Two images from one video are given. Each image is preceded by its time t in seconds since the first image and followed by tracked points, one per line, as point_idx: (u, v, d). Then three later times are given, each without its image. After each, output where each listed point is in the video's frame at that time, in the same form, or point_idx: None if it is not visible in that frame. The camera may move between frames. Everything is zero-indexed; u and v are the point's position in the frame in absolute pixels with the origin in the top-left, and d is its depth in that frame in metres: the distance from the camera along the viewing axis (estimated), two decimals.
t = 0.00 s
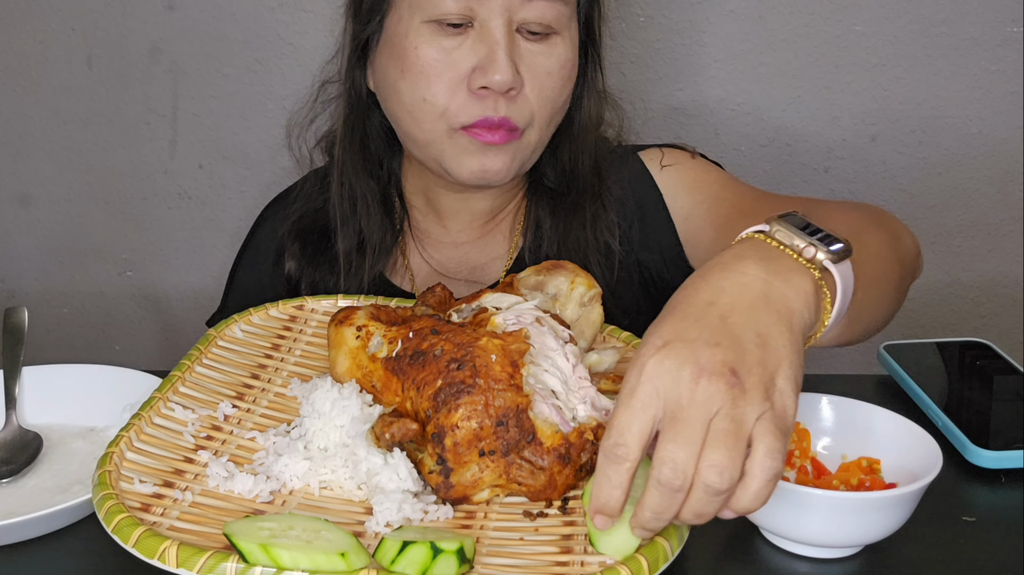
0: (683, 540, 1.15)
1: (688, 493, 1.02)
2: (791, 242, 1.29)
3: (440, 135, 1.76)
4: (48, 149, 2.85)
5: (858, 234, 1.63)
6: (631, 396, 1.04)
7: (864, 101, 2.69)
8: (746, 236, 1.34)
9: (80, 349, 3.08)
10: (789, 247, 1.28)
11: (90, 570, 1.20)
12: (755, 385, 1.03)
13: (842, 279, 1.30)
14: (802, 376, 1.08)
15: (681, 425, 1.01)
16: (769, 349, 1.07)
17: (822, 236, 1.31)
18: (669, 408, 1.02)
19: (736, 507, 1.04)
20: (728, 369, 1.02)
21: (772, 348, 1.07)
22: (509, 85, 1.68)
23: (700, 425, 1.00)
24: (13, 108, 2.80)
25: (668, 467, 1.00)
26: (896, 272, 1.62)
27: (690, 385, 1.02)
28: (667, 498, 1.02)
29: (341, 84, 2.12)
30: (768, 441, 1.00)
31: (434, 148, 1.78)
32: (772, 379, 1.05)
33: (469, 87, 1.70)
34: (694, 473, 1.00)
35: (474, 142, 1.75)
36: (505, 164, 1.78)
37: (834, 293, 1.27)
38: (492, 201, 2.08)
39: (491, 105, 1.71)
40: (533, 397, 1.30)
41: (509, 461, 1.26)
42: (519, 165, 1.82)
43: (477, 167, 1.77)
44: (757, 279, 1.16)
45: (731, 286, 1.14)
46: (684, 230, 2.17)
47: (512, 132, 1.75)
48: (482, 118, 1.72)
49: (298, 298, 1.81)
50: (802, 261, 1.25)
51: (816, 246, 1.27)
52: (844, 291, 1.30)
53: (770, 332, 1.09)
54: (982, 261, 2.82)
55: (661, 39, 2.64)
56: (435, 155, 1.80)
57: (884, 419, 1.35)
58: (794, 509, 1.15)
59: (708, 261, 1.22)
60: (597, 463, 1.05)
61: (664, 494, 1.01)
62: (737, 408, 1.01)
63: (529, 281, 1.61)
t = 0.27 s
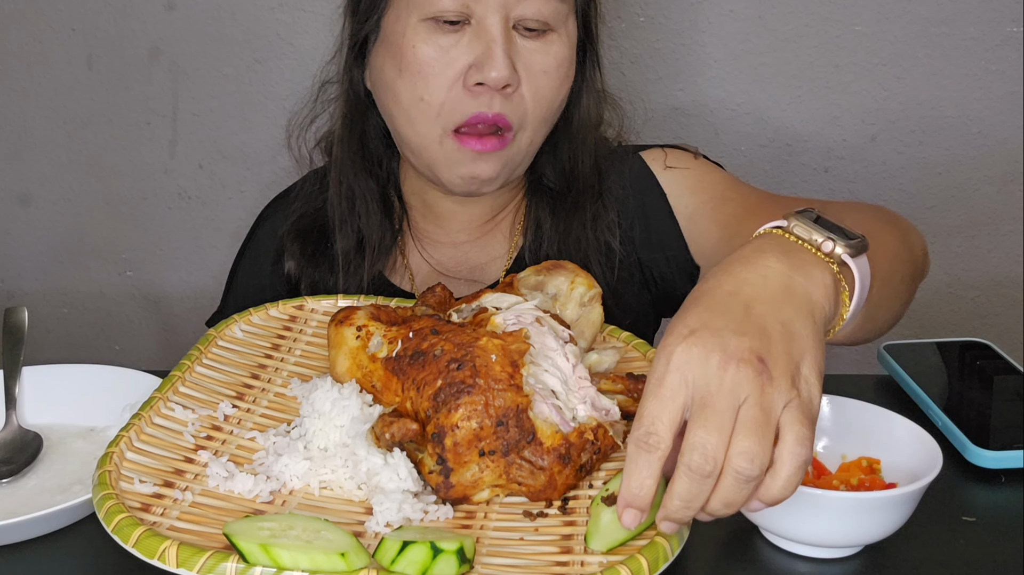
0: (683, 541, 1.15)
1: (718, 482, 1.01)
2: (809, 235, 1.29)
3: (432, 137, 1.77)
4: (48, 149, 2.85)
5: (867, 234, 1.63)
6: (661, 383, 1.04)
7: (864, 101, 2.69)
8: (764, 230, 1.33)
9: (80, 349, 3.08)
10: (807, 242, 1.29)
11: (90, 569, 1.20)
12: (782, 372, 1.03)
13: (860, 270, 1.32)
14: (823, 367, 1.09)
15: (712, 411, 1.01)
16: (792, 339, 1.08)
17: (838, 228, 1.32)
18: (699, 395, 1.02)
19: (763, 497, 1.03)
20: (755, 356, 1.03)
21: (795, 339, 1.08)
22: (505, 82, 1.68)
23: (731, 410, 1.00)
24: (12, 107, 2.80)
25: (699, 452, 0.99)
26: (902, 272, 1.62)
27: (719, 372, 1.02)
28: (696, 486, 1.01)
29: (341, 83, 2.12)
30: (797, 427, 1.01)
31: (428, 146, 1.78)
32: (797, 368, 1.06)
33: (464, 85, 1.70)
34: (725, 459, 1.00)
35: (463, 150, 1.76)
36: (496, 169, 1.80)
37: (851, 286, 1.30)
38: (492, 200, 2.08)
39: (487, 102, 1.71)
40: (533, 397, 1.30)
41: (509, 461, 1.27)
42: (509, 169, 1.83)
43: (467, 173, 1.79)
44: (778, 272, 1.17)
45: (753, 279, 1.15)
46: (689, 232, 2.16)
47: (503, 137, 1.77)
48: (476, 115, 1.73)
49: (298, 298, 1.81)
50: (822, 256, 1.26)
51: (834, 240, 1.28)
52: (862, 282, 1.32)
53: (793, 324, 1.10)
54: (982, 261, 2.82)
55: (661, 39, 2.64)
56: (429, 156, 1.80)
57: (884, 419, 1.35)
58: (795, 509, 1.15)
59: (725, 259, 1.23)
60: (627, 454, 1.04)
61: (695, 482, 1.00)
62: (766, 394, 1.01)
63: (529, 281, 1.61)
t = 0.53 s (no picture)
0: (683, 541, 1.15)
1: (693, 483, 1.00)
2: (771, 242, 1.27)
3: (430, 130, 1.75)
4: (48, 149, 2.85)
5: (861, 231, 1.63)
6: (630, 392, 1.05)
7: (864, 101, 2.69)
8: (731, 238, 1.32)
9: (80, 350, 3.08)
10: (769, 249, 1.26)
11: (90, 570, 1.20)
12: (748, 369, 1.03)
13: (827, 275, 1.28)
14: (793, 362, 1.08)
15: (680, 414, 1.01)
16: (759, 337, 1.07)
17: (801, 234, 1.30)
18: (667, 399, 1.02)
19: (741, 494, 1.02)
20: (719, 356, 1.03)
21: (762, 338, 1.07)
22: (502, 78, 1.68)
23: (697, 412, 1.00)
24: (12, 108, 2.80)
25: (669, 455, 0.99)
26: (899, 273, 1.62)
27: (684, 374, 1.02)
28: (671, 489, 1.01)
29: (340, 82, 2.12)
30: (765, 421, 1.00)
31: (426, 141, 1.78)
32: (765, 365, 1.05)
33: (462, 80, 1.70)
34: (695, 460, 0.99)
35: (467, 135, 1.74)
36: (501, 157, 1.77)
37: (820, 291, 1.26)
38: (492, 199, 2.08)
39: (484, 98, 1.71)
40: (533, 397, 1.30)
41: (509, 461, 1.26)
42: (512, 162, 1.81)
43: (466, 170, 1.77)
44: (745, 278, 1.17)
45: (720, 284, 1.15)
46: (689, 232, 2.16)
47: (506, 126, 1.74)
48: (471, 109, 1.72)
49: (298, 298, 1.81)
50: (784, 262, 1.24)
51: (796, 245, 1.26)
52: (831, 288, 1.28)
53: (760, 324, 1.09)
54: (983, 261, 2.82)
55: (661, 39, 2.64)
56: (429, 149, 1.79)
57: (884, 419, 1.35)
58: (795, 509, 1.15)
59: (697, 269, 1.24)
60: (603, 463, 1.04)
61: (669, 486, 1.00)
62: (732, 391, 1.01)
63: (529, 281, 1.61)
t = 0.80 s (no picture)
0: (683, 540, 1.15)
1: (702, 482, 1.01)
2: (775, 244, 1.28)
3: (429, 132, 1.77)
4: (48, 149, 2.85)
5: (860, 233, 1.63)
6: (638, 388, 1.04)
7: (864, 101, 2.69)
8: (735, 239, 1.33)
9: (80, 349, 3.08)
10: (774, 250, 1.27)
11: (90, 570, 1.20)
12: (756, 368, 1.03)
13: (832, 275, 1.29)
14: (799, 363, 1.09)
15: (689, 412, 1.01)
16: (765, 337, 1.07)
17: (806, 235, 1.31)
18: (676, 397, 1.02)
19: (749, 495, 1.02)
20: (728, 354, 1.03)
21: (769, 337, 1.08)
22: (502, 78, 1.68)
23: (707, 411, 1.00)
24: (12, 107, 2.80)
25: (679, 453, 0.99)
26: (897, 276, 1.62)
27: (693, 372, 1.02)
28: (680, 487, 1.01)
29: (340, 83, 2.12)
30: (774, 420, 1.00)
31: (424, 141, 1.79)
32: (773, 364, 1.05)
33: (461, 81, 1.70)
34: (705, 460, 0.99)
35: (461, 145, 1.77)
36: (495, 160, 1.80)
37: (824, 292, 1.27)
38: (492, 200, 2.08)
39: (484, 100, 1.72)
40: (533, 397, 1.30)
41: (509, 461, 1.27)
42: (508, 163, 1.83)
43: (466, 177, 1.82)
44: (749, 279, 1.17)
45: (725, 285, 1.15)
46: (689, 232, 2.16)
47: (498, 131, 1.76)
48: (472, 118, 1.74)
49: (298, 298, 1.81)
50: (789, 263, 1.25)
51: (801, 246, 1.26)
52: (835, 289, 1.28)
53: (766, 324, 1.09)
54: (982, 261, 2.82)
55: (661, 39, 2.64)
56: (427, 150, 1.80)
57: (884, 419, 1.35)
58: (794, 510, 1.15)
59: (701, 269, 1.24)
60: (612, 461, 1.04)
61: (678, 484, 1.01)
62: (742, 390, 1.01)
63: (529, 281, 1.61)
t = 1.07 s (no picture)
0: (683, 540, 1.15)
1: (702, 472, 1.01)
2: (791, 248, 1.27)
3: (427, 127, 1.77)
4: (48, 149, 2.85)
5: (865, 234, 1.63)
6: (645, 375, 1.04)
7: (864, 101, 2.69)
8: (750, 241, 1.32)
9: (80, 349, 3.08)
10: (790, 254, 1.27)
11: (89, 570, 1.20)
12: (766, 366, 1.02)
13: (846, 283, 1.29)
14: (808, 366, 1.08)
15: (695, 403, 1.01)
16: (777, 335, 1.07)
17: (823, 242, 1.30)
18: (682, 386, 1.02)
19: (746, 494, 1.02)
20: (739, 348, 1.02)
21: (782, 338, 1.07)
22: (500, 77, 1.68)
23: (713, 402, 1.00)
24: (12, 107, 2.80)
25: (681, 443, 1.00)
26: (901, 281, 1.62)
27: (702, 363, 1.01)
28: (678, 476, 1.01)
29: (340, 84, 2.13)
30: (780, 421, 1.00)
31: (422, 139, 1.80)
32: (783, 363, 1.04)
33: (460, 78, 1.70)
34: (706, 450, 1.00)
35: (461, 132, 1.75)
36: (492, 156, 1.79)
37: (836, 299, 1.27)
38: (492, 200, 2.08)
39: (480, 95, 1.72)
40: (533, 397, 1.30)
41: (509, 461, 1.27)
42: (505, 161, 1.83)
43: (463, 164, 1.79)
44: (764, 281, 1.17)
45: (740, 284, 1.15)
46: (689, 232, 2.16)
47: (496, 125, 1.75)
48: (466, 109, 1.73)
49: (298, 298, 1.81)
50: (804, 269, 1.24)
51: (818, 251, 1.26)
52: (847, 297, 1.28)
53: (778, 325, 1.09)
54: (982, 261, 2.82)
55: (661, 39, 2.64)
56: (425, 146, 1.81)
57: (884, 419, 1.35)
58: (793, 510, 1.15)
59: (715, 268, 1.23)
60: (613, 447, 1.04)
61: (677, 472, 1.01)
62: (749, 386, 1.01)
63: (529, 281, 1.61)
